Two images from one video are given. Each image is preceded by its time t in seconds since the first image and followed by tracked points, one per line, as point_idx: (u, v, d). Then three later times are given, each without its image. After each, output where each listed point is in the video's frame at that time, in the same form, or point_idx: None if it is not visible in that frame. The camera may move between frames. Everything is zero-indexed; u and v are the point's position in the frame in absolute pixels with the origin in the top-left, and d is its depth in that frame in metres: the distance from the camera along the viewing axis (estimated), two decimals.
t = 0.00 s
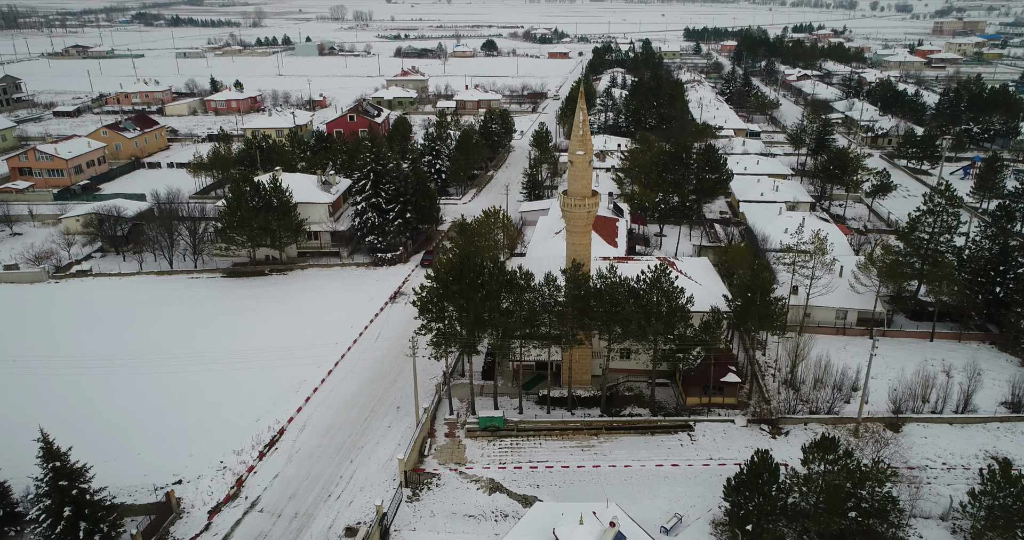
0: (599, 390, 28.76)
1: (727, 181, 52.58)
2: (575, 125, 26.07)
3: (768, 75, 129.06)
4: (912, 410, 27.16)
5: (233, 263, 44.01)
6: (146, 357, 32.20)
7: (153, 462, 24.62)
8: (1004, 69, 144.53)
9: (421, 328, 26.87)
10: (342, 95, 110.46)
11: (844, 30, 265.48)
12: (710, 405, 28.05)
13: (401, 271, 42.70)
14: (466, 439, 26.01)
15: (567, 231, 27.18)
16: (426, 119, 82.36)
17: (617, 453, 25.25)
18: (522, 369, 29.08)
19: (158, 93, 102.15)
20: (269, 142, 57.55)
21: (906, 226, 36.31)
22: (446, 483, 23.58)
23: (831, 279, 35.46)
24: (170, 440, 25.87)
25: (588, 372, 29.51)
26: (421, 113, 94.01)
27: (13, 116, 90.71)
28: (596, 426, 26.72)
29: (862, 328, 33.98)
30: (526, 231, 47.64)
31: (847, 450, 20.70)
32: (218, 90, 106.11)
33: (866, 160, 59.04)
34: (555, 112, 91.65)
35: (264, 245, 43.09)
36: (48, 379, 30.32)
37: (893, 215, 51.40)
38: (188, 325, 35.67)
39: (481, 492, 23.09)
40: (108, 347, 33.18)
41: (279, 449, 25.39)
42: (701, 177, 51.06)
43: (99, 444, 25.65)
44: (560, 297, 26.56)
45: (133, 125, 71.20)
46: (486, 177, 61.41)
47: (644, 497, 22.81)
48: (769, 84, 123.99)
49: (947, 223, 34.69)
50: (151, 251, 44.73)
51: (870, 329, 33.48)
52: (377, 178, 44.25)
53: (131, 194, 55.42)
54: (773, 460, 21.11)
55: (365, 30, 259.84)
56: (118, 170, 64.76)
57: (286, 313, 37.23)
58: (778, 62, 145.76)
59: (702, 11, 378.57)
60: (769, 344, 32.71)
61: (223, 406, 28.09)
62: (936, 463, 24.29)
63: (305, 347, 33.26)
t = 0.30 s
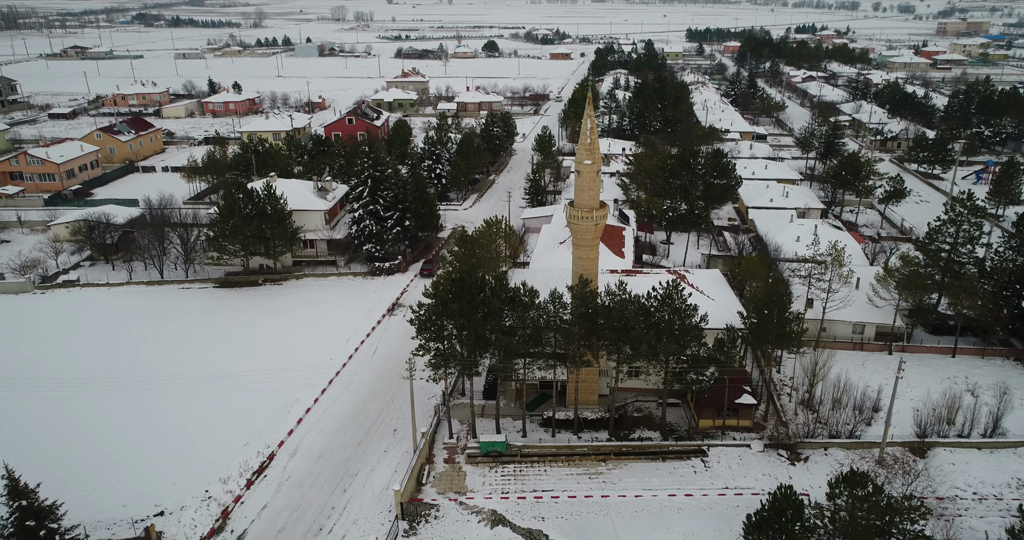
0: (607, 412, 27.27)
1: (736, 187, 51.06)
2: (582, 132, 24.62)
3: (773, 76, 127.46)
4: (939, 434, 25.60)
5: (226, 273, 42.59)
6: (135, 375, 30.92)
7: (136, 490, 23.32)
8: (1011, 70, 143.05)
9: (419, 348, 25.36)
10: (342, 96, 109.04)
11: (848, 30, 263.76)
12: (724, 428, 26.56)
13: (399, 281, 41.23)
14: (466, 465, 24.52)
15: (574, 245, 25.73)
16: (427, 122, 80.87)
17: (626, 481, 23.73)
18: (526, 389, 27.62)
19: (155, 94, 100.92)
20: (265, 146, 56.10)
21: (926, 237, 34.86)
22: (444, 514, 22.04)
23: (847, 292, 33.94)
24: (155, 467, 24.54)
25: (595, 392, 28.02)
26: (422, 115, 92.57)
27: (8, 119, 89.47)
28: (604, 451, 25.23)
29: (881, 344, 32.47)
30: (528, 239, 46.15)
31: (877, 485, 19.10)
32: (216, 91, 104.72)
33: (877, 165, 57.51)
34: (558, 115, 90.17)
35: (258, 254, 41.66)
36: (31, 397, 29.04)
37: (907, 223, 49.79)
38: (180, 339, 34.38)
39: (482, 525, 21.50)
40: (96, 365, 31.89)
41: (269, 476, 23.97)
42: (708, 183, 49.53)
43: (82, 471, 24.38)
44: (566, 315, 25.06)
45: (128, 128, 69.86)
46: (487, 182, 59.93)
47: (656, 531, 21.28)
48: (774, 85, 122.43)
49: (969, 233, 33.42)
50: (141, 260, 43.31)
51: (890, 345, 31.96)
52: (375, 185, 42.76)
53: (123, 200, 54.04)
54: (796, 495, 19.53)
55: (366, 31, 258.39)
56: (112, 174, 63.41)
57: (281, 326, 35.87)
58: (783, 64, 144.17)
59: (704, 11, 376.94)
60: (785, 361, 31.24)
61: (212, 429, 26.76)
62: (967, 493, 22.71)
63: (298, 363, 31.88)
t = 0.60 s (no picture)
0: (616, 437, 25.74)
1: (745, 193, 49.55)
2: (591, 141, 23.23)
3: (778, 78, 125.95)
4: (970, 462, 24.05)
5: (219, 283, 41.16)
6: (123, 391, 29.71)
7: (122, 515, 22.20)
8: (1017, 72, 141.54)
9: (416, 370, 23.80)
10: (341, 98, 107.65)
11: (851, 30, 262.30)
12: (740, 454, 25.03)
13: (397, 292, 39.74)
14: (466, 495, 23.00)
15: (582, 261, 24.27)
16: (427, 124, 79.43)
17: (638, 513, 22.19)
18: (530, 412, 26.12)
19: (152, 96, 99.67)
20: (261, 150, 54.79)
21: (947, 248, 33.31)
22: None
23: (865, 306, 32.45)
24: (140, 492, 23.29)
25: (603, 415, 26.49)
26: (422, 118, 91.16)
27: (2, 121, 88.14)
28: (614, 480, 23.70)
29: (901, 362, 30.95)
30: (531, 248, 44.73)
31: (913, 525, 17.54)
32: (214, 93, 103.40)
33: (889, 170, 56.02)
34: (560, 117, 88.77)
35: (252, 264, 40.21)
36: (15, 415, 27.86)
37: (922, 230, 48.27)
38: (173, 352, 33.24)
39: None
40: (84, 380, 30.72)
41: (257, 506, 22.52)
42: (716, 189, 48.02)
43: (64, 497, 23.16)
44: (572, 336, 23.49)
45: (122, 131, 68.53)
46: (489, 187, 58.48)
47: None
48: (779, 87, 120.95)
49: (993, 245, 31.82)
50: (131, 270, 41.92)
51: (911, 363, 30.49)
52: (373, 192, 41.36)
53: (115, 205, 52.68)
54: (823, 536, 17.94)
55: (367, 32, 256.69)
56: (105, 178, 62.05)
57: (276, 338, 34.59)
58: (787, 65, 142.73)
59: (706, 12, 375.58)
60: (802, 381, 29.73)
61: (201, 450, 25.49)
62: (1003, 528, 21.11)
63: (293, 379, 30.57)
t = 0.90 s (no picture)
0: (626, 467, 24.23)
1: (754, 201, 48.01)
2: (599, 154, 21.68)
3: (783, 81, 124.63)
4: (1003, 496, 22.52)
5: (211, 295, 39.73)
6: (114, 408, 28.69)
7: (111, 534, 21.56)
8: None
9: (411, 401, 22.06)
10: (341, 101, 106.29)
11: (854, 32, 261.09)
12: (758, 486, 23.53)
13: (396, 306, 38.24)
14: (465, 532, 21.50)
15: (590, 283, 22.81)
16: (427, 128, 78.00)
17: None
18: (534, 440, 24.64)
19: (149, 99, 98.43)
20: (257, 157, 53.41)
21: (972, 262, 31.55)
22: None
23: (887, 325, 30.85)
24: (126, 518, 22.24)
25: (612, 442, 24.98)
26: (423, 121, 89.76)
27: None
28: (624, 515, 22.19)
29: (924, 383, 29.40)
30: (534, 258, 43.26)
31: None
32: (212, 96, 102.08)
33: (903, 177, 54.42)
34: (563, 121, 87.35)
35: (245, 277, 38.76)
36: (2, 434, 26.90)
37: (937, 240, 46.71)
38: (171, 363, 32.56)
39: None
40: (75, 396, 29.71)
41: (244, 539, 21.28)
42: (725, 198, 46.51)
43: (50, 518, 22.33)
44: (580, 363, 21.81)
45: (117, 136, 67.16)
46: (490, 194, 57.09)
47: None
48: (784, 90, 119.53)
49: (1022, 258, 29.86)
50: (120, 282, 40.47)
51: (934, 385, 29.02)
52: (371, 201, 39.76)
53: (107, 213, 51.30)
54: None
55: (369, 33, 255.62)
56: (98, 184, 60.66)
57: (273, 353, 33.46)
58: (792, 67, 141.30)
59: (708, 13, 374.36)
60: (822, 405, 28.15)
61: (192, 474, 24.39)
62: None
63: (288, 397, 29.39)
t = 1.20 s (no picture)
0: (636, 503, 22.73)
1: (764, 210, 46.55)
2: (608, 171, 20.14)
3: (788, 84, 123.03)
4: None
5: (203, 310, 38.38)
6: (114, 419, 28.41)
7: None
8: None
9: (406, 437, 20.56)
10: (341, 103, 104.83)
11: (858, 33, 259.22)
12: (777, 524, 22.02)
13: (393, 321, 36.81)
14: None
15: (599, 307, 21.28)
16: (427, 133, 76.61)
17: None
18: (538, 475, 23.12)
19: (146, 102, 97.08)
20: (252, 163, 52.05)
21: (998, 280, 30.04)
22: None
23: (908, 346, 29.34)
24: (118, 532, 21.88)
25: (621, 476, 23.46)
26: (423, 125, 88.31)
27: None
28: None
29: (948, 408, 27.91)
30: (536, 270, 41.75)
31: None
32: (210, 98, 100.72)
33: (916, 185, 52.91)
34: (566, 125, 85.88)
35: (237, 291, 37.36)
36: (5, 437, 27.10)
37: (953, 251, 45.16)
38: (173, 369, 32.49)
39: None
40: (70, 410, 29.12)
41: None
42: (734, 207, 45.07)
43: (48, 521, 22.45)
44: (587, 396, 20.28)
45: (110, 140, 65.80)
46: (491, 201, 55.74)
47: None
48: (789, 93, 117.95)
49: None
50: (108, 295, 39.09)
51: (959, 409, 27.53)
52: (367, 212, 38.34)
53: (97, 221, 49.90)
54: None
55: (370, 34, 253.95)
56: (91, 191, 59.30)
57: (271, 367, 32.58)
58: (796, 69, 139.72)
59: (710, 14, 372.75)
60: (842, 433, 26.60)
61: (183, 496, 23.67)
62: None
63: (284, 416, 28.52)
